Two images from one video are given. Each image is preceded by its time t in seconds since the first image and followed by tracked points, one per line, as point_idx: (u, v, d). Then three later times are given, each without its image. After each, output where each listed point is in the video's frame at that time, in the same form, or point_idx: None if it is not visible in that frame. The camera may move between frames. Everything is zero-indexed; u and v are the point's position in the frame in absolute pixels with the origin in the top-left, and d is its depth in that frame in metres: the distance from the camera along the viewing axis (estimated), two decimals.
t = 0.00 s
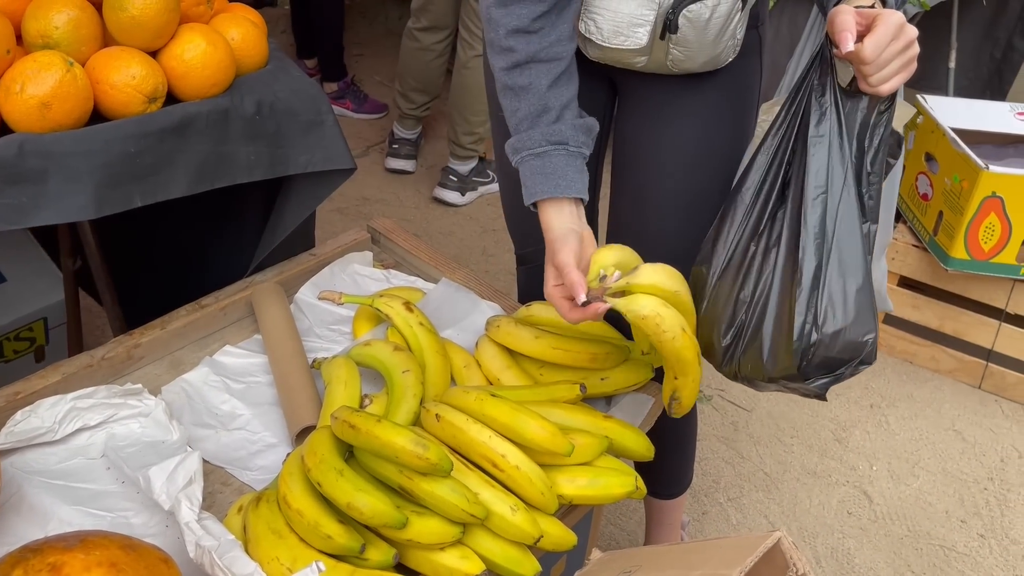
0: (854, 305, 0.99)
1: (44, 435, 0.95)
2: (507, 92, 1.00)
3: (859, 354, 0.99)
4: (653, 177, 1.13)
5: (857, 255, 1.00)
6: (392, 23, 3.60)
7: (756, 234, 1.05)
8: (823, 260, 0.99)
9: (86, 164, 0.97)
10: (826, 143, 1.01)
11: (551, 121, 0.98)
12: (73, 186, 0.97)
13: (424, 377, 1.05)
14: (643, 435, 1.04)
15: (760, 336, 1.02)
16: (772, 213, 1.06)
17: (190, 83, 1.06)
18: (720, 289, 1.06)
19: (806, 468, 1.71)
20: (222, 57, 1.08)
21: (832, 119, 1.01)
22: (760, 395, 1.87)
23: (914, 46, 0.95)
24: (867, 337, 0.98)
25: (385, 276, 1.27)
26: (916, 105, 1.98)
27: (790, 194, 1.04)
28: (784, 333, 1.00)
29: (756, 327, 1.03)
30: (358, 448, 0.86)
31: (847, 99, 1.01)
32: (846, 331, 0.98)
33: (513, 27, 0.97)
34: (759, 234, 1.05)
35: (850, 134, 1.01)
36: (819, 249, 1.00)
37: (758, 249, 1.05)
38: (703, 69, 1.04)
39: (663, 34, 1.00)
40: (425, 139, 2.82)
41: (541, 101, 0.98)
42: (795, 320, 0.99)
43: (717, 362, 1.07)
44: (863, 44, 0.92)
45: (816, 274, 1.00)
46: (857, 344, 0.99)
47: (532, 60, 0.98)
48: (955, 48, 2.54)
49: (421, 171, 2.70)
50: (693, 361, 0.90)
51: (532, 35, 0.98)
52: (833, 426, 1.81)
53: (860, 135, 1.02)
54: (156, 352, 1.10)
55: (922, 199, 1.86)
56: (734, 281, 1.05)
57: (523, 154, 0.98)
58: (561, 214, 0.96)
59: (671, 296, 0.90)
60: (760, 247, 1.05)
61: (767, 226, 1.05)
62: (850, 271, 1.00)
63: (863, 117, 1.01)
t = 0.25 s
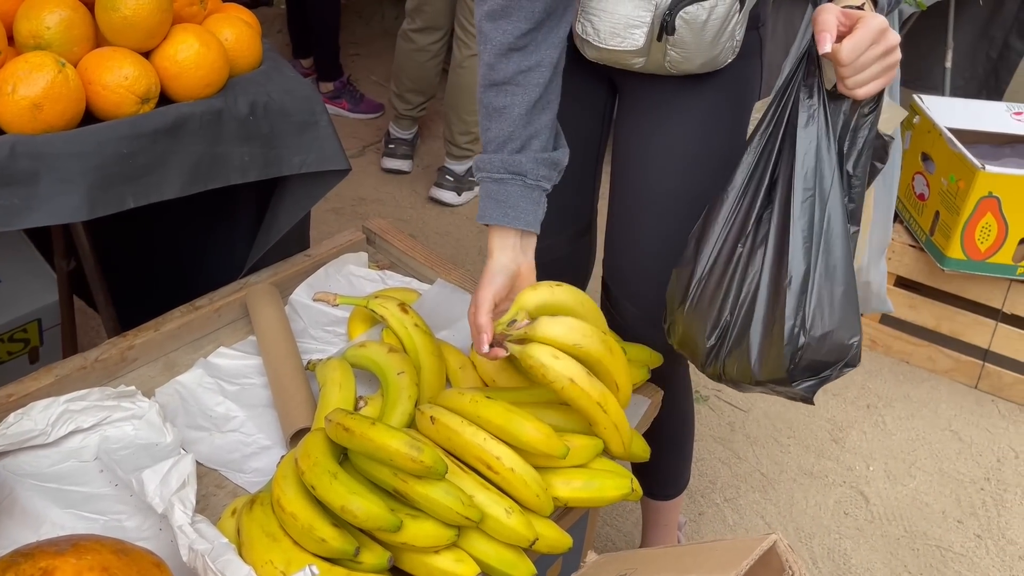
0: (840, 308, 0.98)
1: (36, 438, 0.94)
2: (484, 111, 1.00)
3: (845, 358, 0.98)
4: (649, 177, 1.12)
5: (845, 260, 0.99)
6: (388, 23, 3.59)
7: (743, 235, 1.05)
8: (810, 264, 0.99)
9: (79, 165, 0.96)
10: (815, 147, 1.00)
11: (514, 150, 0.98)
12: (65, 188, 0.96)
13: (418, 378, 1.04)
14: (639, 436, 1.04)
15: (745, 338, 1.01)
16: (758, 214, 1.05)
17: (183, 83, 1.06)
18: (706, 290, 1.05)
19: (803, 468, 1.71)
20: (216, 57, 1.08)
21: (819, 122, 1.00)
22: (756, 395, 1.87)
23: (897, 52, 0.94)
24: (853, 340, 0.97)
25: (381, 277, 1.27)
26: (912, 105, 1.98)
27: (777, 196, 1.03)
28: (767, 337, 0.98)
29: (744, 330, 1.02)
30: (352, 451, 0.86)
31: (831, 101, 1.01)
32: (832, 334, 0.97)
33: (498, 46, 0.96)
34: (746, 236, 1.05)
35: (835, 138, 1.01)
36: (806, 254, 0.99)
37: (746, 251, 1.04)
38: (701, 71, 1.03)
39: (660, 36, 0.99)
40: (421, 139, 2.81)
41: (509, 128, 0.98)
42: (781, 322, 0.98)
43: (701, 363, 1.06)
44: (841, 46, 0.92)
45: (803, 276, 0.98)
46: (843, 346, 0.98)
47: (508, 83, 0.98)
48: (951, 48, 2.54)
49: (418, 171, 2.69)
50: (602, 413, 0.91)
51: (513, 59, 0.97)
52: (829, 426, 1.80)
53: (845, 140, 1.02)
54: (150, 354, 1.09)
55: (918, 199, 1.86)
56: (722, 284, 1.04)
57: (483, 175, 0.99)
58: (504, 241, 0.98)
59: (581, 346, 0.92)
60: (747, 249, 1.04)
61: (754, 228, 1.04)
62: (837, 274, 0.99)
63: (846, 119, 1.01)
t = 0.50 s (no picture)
0: (747, 306, 0.89)
1: (34, 439, 0.94)
2: (475, 131, 0.99)
3: (744, 359, 0.90)
4: (649, 177, 1.12)
5: (765, 255, 0.91)
6: (386, 22, 3.59)
7: (684, 222, 0.99)
8: (726, 254, 0.92)
9: (77, 165, 0.96)
10: (758, 144, 0.93)
11: (503, 171, 0.98)
12: (63, 188, 0.96)
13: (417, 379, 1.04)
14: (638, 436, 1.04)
15: (656, 327, 0.94)
16: (704, 202, 0.98)
17: (181, 83, 1.06)
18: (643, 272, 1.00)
19: (802, 468, 1.70)
20: (214, 57, 1.07)
21: (773, 119, 0.93)
22: (755, 395, 1.87)
23: (864, 65, 0.88)
24: (755, 343, 0.89)
25: (380, 277, 1.27)
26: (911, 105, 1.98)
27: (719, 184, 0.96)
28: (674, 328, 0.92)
29: (656, 317, 0.95)
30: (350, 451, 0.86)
31: (797, 103, 0.93)
32: (734, 332, 0.89)
33: (492, 62, 0.96)
34: (686, 223, 0.99)
35: (790, 141, 0.93)
36: (724, 243, 0.92)
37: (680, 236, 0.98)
38: (701, 73, 1.02)
39: (656, 40, 0.99)
40: (420, 138, 2.81)
41: (500, 150, 0.98)
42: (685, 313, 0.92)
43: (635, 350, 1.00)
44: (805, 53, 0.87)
45: (714, 269, 0.92)
46: (745, 348, 0.90)
47: (501, 103, 0.98)
48: (949, 47, 2.54)
49: (417, 171, 2.69)
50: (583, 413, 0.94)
51: (507, 77, 0.96)
52: (828, 426, 1.80)
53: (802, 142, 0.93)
54: (148, 355, 1.09)
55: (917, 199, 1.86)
56: (653, 269, 0.99)
57: (469, 194, 0.99)
58: (488, 264, 1.00)
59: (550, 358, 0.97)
60: (683, 236, 0.98)
61: (695, 216, 0.98)
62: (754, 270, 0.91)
63: (812, 125, 0.92)
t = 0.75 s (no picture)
0: (672, 282, 0.85)
1: (36, 438, 0.94)
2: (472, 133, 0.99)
3: (658, 339, 0.85)
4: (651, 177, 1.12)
5: (702, 232, 0.87)
6: (386, 20, 3.58)
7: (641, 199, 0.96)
8: (660, 228, 0.88)
9: (79, 165, 0.96)
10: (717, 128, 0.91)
11: (501, 171, 0.98)
12: (64, 187, 0.96)
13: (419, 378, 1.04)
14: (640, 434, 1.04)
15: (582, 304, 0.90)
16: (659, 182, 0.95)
17: (183, 83, 1.06)
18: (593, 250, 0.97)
19: (803, 467, 1.71)
20: (215, 56, 1.07)
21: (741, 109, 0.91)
22: (756, 394, 1.87)
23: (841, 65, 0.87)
24: (673, 322, 0.84)
25: (381, 276, 1.27)
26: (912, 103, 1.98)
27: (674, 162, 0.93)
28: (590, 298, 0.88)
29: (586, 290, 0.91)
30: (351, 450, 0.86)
31: (769, 97, 0.90)
32: (650, 308, 0.84)
33: (483, 62, 0.95)
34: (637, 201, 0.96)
35: (754, 134, 0.89)
36: (663, 215, 0.89)
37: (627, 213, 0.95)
38: (702, 72, 1.02)
39: (655, 40, 0.98)
40: (421, 136, 2.81)
41: (495, 148, 0.97)
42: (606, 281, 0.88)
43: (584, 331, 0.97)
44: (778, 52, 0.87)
45: (645, 241, 0.88)
46: (659, 325, 0.85)
47: (495, 103, 0.97)
48: (950, 45, 2.53)
49: (417, 169, 2.69)
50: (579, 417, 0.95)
51: (499, 77, 0.96)
52: (829, 424, 1.81)
53: (764, 133, 0.89)
54: (149, 354, 1.09)
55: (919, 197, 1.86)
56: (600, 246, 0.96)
57: (468, 195, 0.98)
58: (488, 265, 0.99)
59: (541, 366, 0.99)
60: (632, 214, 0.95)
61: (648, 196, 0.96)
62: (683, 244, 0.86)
63: (783, 125, 0.89)
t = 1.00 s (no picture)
0: (670, 281, 0.85)
1: (40, 436, 0.94)
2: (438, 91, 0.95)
3: (656, 338, 0.86)
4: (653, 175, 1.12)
5: (699, 230, 0.87)
6: (387, 18, 3.58)
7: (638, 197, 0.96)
8: (659, 227, 0.88)
9: (82, 163, 0.96)
10: (715, 124, 0.90)
11: (463, 131, 0.92)
12: (67, 186, 0.96)
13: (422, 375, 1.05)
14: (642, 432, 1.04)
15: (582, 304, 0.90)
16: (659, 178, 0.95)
17: (185, 81, 1.05)
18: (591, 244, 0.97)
19: (805, 465, 1.71)
20: (217, 55, 1.07)
21: (738, 103, 0.90)
22: (758, 391, 1.87)
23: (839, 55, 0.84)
24: (671, 322, 0.85)
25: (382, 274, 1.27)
26: (914, 101, 1.98)
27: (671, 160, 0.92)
28: (590, 299, 0.88)
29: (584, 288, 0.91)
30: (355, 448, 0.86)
31: (765, 90, 0.89)
32: (648, 308, 0.85)
33: (454, 31, 0.92)
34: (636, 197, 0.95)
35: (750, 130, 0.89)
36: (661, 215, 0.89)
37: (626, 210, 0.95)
38: (705, 70, 1.01)
39: (658, 38, 0.96)
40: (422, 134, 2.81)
41: (457, 109, 0.92)
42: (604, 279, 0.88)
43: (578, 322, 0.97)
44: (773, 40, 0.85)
45: (643, 240, 0.88)
46: (659, 325, 0.85)
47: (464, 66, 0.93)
48: (952, 42, 2.52)
49: (418, 167, 2.69)
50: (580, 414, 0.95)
51: (468, 45, 0.92)
52: (831, 423, 1.81)
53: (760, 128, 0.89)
54: (152, 352, 1.10)
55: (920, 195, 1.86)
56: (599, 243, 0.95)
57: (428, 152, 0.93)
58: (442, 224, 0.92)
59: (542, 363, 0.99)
60: (631, 211, 0.94)
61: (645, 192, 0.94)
62: (683, 243, 0.86)
63: (779, 117, 0.88)
